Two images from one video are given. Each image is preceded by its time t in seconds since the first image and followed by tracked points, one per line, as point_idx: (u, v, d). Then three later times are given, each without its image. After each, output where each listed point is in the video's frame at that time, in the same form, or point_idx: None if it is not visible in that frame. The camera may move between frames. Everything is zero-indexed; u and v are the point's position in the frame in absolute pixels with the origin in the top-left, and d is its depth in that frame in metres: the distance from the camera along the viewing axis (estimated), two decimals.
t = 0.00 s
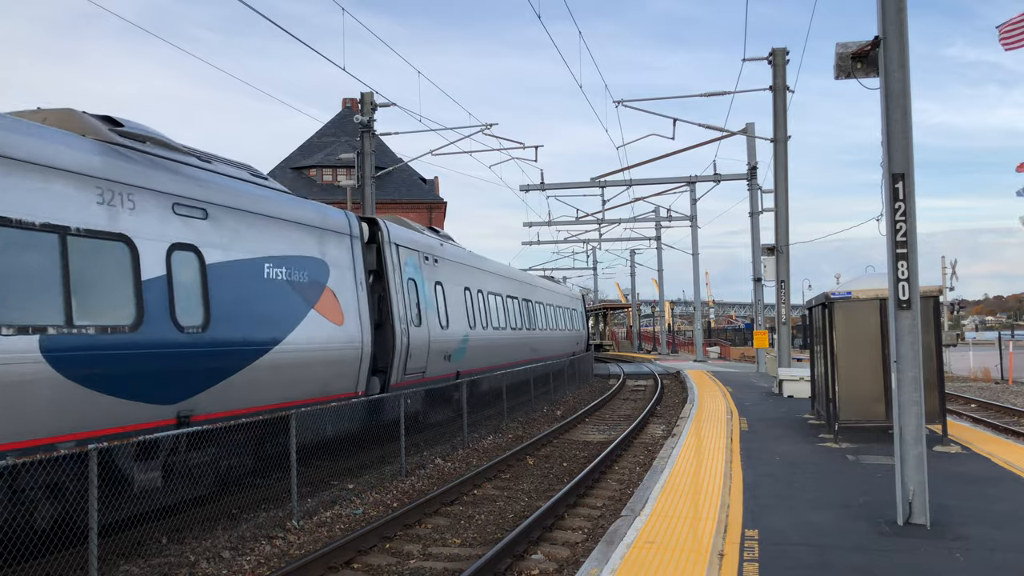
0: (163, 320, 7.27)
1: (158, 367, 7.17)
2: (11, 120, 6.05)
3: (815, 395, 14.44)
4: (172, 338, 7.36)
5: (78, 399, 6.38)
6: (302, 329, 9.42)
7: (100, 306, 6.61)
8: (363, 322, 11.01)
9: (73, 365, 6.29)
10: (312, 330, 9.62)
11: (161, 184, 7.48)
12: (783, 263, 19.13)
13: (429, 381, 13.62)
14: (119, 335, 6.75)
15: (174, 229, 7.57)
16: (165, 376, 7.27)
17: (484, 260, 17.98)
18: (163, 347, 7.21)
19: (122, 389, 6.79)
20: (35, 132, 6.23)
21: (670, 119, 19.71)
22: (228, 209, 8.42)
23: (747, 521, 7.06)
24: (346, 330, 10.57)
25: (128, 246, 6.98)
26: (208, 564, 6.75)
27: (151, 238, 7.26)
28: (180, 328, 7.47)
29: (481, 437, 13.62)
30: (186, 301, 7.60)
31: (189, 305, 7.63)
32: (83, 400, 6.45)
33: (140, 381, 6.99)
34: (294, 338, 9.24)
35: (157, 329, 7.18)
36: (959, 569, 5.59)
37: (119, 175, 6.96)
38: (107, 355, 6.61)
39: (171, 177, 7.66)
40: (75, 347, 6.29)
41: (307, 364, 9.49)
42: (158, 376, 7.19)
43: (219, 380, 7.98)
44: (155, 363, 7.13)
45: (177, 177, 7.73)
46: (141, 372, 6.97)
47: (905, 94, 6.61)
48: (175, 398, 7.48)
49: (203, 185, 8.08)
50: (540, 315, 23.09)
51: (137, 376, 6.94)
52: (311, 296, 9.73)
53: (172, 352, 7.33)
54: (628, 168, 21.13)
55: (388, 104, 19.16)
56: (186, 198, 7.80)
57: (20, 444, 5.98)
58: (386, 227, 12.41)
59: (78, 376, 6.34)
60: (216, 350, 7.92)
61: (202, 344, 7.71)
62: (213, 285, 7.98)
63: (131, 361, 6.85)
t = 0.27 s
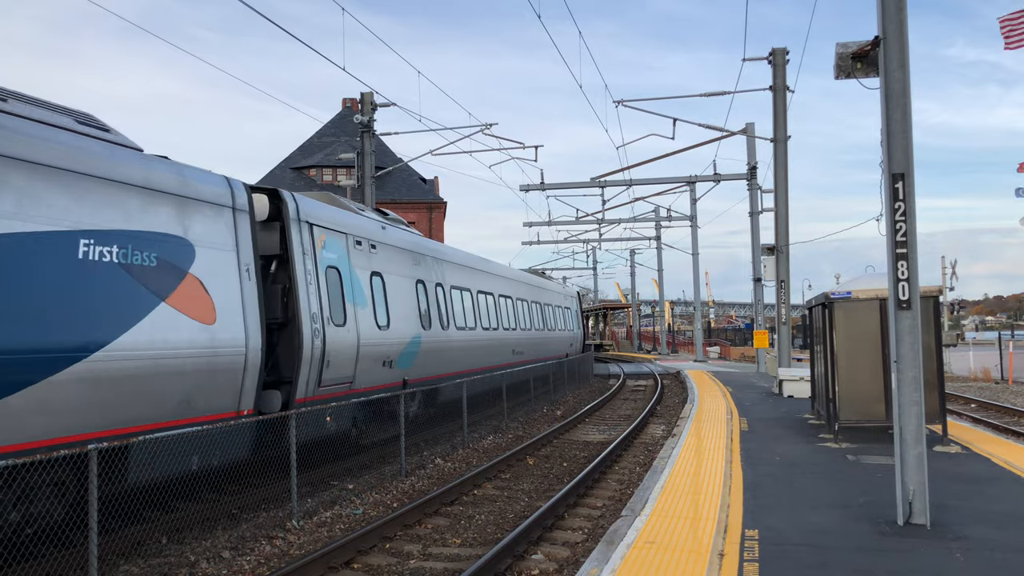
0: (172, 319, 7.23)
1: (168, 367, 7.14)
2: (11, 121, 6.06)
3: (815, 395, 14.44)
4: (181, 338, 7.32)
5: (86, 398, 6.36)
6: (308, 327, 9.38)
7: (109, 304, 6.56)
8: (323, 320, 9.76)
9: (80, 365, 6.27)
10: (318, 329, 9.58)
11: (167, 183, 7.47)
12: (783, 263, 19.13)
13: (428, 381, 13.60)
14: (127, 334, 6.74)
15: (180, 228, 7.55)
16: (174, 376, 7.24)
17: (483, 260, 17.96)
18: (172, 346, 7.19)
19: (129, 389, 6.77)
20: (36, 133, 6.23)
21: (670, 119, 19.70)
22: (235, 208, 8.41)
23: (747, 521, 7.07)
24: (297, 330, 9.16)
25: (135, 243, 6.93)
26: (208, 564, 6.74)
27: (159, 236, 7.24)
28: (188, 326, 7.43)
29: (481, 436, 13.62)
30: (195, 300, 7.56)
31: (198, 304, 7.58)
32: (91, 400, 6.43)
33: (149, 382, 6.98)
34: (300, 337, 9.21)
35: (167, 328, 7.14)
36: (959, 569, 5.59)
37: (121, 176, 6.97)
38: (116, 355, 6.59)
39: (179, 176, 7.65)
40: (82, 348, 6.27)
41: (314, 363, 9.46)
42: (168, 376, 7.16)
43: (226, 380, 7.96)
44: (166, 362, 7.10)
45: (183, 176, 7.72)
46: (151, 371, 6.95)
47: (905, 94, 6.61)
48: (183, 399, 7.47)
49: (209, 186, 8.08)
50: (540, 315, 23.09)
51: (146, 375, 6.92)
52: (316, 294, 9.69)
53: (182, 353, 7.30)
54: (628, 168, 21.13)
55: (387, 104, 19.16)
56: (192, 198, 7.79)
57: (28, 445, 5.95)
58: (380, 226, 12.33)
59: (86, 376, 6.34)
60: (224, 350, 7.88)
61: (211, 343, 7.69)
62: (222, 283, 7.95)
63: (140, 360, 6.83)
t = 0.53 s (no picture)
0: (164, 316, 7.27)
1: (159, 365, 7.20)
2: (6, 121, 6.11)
3: (815, 395, 14.44)
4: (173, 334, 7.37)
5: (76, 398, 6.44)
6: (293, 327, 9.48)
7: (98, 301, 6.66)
8: (180, 317, 7.40)
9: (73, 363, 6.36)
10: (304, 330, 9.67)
11: (162, 182, 7.52)
12: (783, 263, 19.14)
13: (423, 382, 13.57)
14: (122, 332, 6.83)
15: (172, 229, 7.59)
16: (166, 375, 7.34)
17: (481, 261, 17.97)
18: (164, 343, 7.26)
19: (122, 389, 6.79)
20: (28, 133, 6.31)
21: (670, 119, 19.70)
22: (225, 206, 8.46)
23: (747, 521, 7.07)
24: (135, 332, 6.82)
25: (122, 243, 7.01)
26: (208, 564, 6.75)
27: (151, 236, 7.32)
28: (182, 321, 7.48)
29: (481, 436, 13.62)
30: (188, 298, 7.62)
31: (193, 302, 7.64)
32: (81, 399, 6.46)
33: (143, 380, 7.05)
34: (285, 336, 9.28)
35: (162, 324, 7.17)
36: (959, 569, 5.59)
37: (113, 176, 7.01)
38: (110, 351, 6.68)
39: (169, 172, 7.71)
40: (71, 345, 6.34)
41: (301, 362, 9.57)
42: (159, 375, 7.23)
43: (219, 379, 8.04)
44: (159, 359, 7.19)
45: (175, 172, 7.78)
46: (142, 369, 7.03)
47: (905, 94, 6.62)
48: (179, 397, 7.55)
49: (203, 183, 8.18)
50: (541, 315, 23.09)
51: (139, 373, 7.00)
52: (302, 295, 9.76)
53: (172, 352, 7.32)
54: (628, 168, 21.14)
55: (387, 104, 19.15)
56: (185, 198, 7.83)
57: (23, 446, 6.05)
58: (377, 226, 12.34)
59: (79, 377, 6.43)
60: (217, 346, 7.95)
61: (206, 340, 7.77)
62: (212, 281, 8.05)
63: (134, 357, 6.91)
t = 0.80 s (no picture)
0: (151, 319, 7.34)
1: (149, 367, 7.24)
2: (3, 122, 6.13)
3: (815, 395, 14.44)
4: (161, 337, 7.43)
5: (73, 397, 6.46)
6: (286, 328, 9.52)
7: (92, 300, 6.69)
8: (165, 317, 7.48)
9: (69, 362, 6.39)
10: (295, 329, 9.70)
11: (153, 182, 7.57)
12: (783, 263, 19.13)
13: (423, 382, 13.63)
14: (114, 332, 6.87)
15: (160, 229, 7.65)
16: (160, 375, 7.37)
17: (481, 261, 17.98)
18: (153, 345, 7.32)
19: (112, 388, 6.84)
20: (25, 133, 6.32)
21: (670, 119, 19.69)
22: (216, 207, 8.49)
23: (747, 521, 7.07)
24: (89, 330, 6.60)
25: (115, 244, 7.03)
26: (208, 564, 6.74)
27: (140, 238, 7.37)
28: (168, 326, 7.54)
29: (481, 437, 13.62)
30: (174, 303, 7.68)
31: (178, 307, 7.71)
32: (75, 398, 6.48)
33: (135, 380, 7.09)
34: (277, 336, 9.31)
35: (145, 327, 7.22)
36: (959, 569, 5.58)
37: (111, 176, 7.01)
38: (102, 352, 6.71)
39: (160, 174, 7.75)
40: (66, 344, 6.37)
41: (294, 362, 9.59)
42: (150, 375, 7.26)
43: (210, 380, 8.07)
44: (149, 361, 7.24)
45: (165, 175, 7.84)
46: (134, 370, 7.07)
47: (906, 94, 6.61)
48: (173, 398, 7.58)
49: (195, 185, 8.24)
50: (541, 315, 23.09)
51: (129, 373, 7.03)
52: (292, 296, 9.79)
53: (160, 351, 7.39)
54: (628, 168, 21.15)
55: (387, 104, 19.14)
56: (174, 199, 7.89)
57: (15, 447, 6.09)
58: (370, 227, 12.39)
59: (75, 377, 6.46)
60: (206, 348, 8.01)
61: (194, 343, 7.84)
62: (202, 283, 8.09)
63: (124, 359, 6.96)
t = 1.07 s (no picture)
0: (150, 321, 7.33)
1: (151, 367, 7.24)
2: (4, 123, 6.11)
3: (815, 395, 14.44)
4: (160, 338, 7.42)
5: (77, 397, 6.44)
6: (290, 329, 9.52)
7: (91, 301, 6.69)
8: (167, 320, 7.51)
9: (71, 363, 6.38)
10: (300, 330, 9.70)
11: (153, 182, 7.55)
12: (784, 263, 19.13)
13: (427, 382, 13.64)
14: (114, 332, 6.87)
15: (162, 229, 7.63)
16: (162, 375, 7.37)
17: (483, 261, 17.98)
18: (154, 346, 7.31)
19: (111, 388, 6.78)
20: (28, 134, 6.31)
21: (670, 119, 19.69)
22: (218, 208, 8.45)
23: (747, 521, 7.07)
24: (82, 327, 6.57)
25: (115, 244, 7.02)
26: (208, 564, 6.74)
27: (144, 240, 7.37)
28: (167, 327, 7.53)
29: (481, 437, 13.63)
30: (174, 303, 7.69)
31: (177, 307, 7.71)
32: (79, 398, 6.46)
33: (138, 380, 7.08)
34: (279, 337, 9.30)
35: (144, 329, 7.23)
36: (959, 569, 5.58)
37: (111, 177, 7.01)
38: (102, 353, 6.70)
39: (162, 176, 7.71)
40: (67, 345, 6.37)
41: (298, 362, 9.58)
42: (152, 375, 7.24)
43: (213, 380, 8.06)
44: (150, 361, 7.24)
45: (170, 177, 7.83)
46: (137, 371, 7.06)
47: (905, 94, 6.61)
48: (175, 397, 7.56)
49: (200, 187, 8.23)
50: (541, 315, 23.10)
51: (133, 373, 7.02)
52: (299, 297, 9.80)
53: (160, 352, 7.36)
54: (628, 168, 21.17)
55: (387, 104, 19.15)
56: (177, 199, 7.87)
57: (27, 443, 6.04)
58: (375, 228, 12.40)
59: (77, 377, 6.44)
60: (207, 349, 8.00)
61: (196, 343, 7.84)
62: (203, 284, 8.08)
63: (127, 359, 6.96)
